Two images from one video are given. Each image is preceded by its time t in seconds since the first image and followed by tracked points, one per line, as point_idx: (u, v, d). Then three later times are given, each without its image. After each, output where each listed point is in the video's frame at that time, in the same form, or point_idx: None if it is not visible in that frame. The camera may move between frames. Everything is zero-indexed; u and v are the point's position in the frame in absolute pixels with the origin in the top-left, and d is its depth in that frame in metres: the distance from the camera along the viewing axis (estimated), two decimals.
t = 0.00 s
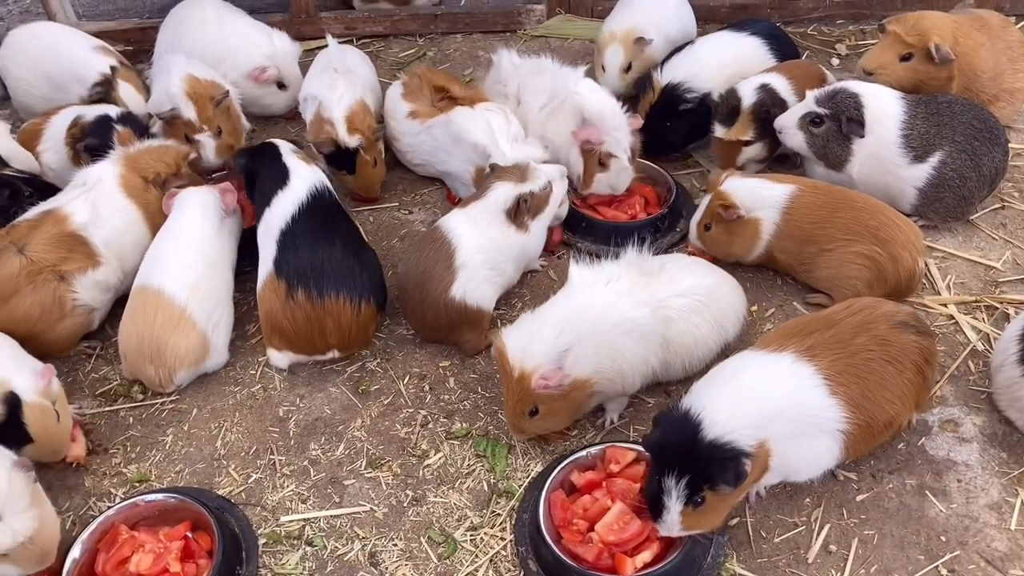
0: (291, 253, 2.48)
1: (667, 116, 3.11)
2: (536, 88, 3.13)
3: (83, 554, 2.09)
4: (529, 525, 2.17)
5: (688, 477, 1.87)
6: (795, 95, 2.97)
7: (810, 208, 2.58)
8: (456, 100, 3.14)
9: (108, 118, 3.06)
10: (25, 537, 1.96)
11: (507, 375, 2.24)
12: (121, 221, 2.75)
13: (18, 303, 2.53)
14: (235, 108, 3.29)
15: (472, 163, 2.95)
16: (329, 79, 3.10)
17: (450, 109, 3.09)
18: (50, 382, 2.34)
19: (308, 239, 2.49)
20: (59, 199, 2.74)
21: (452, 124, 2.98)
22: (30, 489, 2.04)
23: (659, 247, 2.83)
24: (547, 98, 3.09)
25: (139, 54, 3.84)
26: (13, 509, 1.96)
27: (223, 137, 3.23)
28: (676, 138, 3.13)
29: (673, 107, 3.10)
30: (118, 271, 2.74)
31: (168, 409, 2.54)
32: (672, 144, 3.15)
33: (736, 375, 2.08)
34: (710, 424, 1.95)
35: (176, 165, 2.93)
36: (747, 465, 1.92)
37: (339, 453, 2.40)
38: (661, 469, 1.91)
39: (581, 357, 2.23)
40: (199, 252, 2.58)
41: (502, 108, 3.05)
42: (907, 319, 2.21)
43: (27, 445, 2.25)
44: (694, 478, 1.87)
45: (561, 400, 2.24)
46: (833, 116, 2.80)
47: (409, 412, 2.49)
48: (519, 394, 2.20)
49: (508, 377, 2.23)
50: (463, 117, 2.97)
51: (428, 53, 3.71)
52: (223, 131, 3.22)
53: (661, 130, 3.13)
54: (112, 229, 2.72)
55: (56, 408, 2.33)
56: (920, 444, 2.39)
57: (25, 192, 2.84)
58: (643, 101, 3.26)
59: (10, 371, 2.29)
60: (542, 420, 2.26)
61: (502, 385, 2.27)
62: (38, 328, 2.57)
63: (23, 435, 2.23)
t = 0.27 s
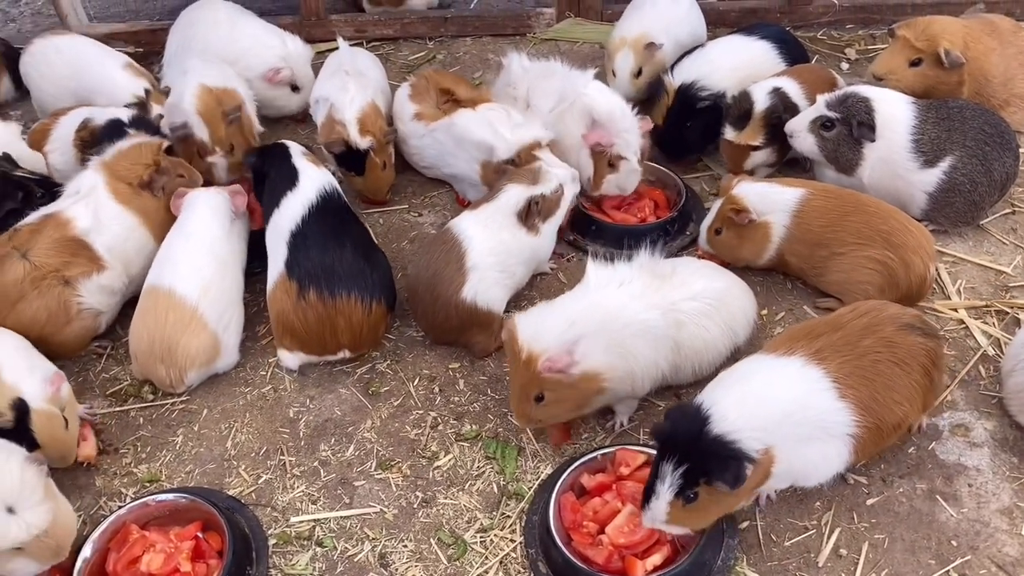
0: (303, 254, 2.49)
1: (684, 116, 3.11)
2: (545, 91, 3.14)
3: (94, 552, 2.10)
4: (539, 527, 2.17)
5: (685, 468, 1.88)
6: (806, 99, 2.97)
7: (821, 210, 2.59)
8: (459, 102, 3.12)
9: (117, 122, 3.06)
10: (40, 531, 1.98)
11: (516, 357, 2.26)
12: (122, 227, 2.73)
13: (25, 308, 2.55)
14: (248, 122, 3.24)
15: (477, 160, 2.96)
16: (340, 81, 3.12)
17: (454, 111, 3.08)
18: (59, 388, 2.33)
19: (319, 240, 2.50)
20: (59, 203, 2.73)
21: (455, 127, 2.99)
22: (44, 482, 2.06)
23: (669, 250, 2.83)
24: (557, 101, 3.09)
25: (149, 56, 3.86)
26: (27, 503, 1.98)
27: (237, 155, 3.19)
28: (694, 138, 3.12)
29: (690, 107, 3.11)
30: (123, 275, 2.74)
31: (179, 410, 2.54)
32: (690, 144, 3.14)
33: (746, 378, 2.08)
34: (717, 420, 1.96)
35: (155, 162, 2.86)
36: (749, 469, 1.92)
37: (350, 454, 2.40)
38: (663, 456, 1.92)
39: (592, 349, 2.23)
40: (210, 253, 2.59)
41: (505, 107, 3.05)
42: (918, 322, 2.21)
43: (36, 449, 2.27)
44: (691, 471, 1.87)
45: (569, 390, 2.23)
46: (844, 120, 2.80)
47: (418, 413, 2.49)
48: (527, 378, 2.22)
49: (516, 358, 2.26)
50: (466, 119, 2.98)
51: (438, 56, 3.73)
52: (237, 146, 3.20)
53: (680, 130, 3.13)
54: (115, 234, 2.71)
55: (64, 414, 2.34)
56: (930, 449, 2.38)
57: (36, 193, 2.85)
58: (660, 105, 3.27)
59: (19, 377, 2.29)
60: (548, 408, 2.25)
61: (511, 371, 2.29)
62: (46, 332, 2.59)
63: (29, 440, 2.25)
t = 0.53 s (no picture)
0: (317, 254, 2.50)
1: (698, 120, 3.11)
2: (557, 93, 3.14)
3: (108, 551, 2.10)
4: (552, 529, 2.17)
5: (693, 476, 1.88)
6: (820, 103, 2.98)
7: (836, 211, 2.58)
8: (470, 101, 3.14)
9: (130, 126, 3.07)
10: (56, 531, 2.01)
11: (532, 359, 2.26)
12: (130, 230, 2.73)
13: (34, 311, 2.56)
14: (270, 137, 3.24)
15: (485, 156, 2.97)
16: (353, 83, 3.12)
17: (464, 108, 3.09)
18: (67, 387, 2.33)
19: (332, 242, 2.51)
20: (67, 205, 2.73)
21: (463, 126, 3.01)
22: (61, 484, 2.09)
23: (683, 253, 2.83)
24: (569, 103, 3.09)
25: (162, 57, 3.87)
26: (45, 503, 2.01)
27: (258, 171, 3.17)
28: (707, 141, 3.11)
29: (705, 110, 3.10)
30: (133, 278, 2.74)
31: (192, 409, 2.55)
32: (705, 147, 3.13)
33: (757, 384, 2.08)
34: (727, 430, 1.96)
35: (156, 166, 2.82)
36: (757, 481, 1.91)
37: (362, 455, 2.41)
38: (672, 463, 1.92)
39: (608, 351, 2.24)
40: (224, 253, 2.60)
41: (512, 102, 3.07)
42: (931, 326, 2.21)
43: (52, 448, 2.28)
44: (699, 479, 1.87)
45: (586, 392, 2.23)
46: (858, 124, 2.80)
47: (431, 415, 2.49)
48: (545, 379, 2.22)
49: (533, 360, 2.25)
50: (475, 117, 3.00)
51: (450, 58, 3.74)
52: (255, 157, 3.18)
53: (693, 134, 3.12)
54: (124, 236, 2.71)
55: (76, 411, 2.34)
56: (944, 453, 2.37)
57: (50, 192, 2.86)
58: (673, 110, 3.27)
59: (27, 381, 2.29)
60: (565, 410, 2.25)
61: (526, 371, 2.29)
62: (56, 334, 2.60)
63: (47, 439, 2.26)
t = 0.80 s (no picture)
0: (333, 253, 2.50)
1: (716, 126, 3.11)
2: (570, 93, 3.14)
3: (123, 548, 2.11)
4: (566, 530, 2.17)
5: (704, 477, 1.87)
6: (835, 106, 2.97)
7: (853, 215, 2.58)
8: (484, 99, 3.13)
9: (147, 129, 3.09)
10: (68, 537, 2.01)
11: (574, 356, 2.20)
12: (145, 230, 2.73)
13: (50, 309, 2.57)
14: (282, 139, 3.21)
15: (499, 155, 2.98)
16: (369, 84, 3.13)
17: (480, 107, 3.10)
18: (85, 386, 2.37)
19: (348, 240, 2.52)
20: (83, 204, 2.74)
21: (478, 124, 3.01)
22: (78, 489, 2.10)
23: (698, 255, 2.83)
24: (583, 104, 3.08)
25: (177, 57, 3.89)
26: (60, 508, 2.02)
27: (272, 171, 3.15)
28: (725, 146, 3.12)
29: (722, 116, 3.10)
30: (148, 276, 2.75)
31: (207, 408, 2.56)
32: (722, 152, 3.14)
33: (772, 389, 2.08)
34: (740, 436, 1.95)
35: (173, 167, 2.84)
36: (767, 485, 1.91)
37: (376, 455, 2.41)
38: (683, 463, 1.92)
39: (646, 338, 2.21)
40: (240, 252, 2.61)
41: (527, 102, 3.07)
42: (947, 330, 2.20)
43: (68, 448, 2.28)
44: (709, 481, 1.87)
45: (632, 377, 2.19)
46: (874, 127, 2.80)
47: (445, 415, 2.50)
48: (593, 365, 2.17)
49: (574, 354, 2.20)
50: (488, 114, 3.00)
51: (465, 60, 3.75)
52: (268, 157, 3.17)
53: (710, 139, 3.12)
54: (139, 235, 2.72)
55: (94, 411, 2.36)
56: (959, 458, 2.37)
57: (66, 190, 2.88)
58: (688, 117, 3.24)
59: (48, 377, 2.32)
60: (616, 398, 2.20)
61: (567, 370, 2.23)
62: (72, 332, 2.61)
63: (63, 437, 2.27)
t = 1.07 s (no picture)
0: (349, 249, 2.51)
1: (732, 127, 3.12)
2: (584, 92, 3.13)
3: (140, 544, 2.11)
4: (581, 531, 2.17)
5: (728, 467, 1.88)
6: (853, 108, 2.97)
7: (874, 218, 2.58)
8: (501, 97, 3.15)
9: (167, 129, 3.11)
10: (70, 549, 1.99)
11: (618, 364, 2.16)
12: (163, 228, 2.74)
13: (68, 305, 2.59)
14: (298, 138, 3.19)
15: (513, 153, 2.98)
16: (386, 84, 3.14)
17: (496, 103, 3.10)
18: (105, 384, 2.38)
19: (365, 237, 2.53)
20: (102, 202, 2.75)
21: (493, 120, 3.01)
22: (88, 500, 2.08)
23: (715, 256, 2.83)
24: (597, 104, 3.08)
25: (194, 56, 3.91)
26: (68, 518, 2.00)
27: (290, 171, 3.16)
28: (742, 148, 3.13)
29: (739, 117, 3.11)
30: (165, 274, 2.76)
31: (223, 405, 2.57)
32: (740, 155, 3.15)
33: (796, 386, 2.09)
34: (766, 428, 1.97)
35: (192, 166, 2.86)
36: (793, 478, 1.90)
37: (392, 453, 2.41)
38: (708, 454, 1.93)
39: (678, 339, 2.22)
40: (257, 249, 2.62)
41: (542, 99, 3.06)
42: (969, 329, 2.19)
43: (88, 445, 2.31)
44: (734, 471, 1.87)
45: (675, 374, 2.20)
46: (892, 130, 2.79)
47: (460, 414, 2.50)
48: (639, 370, 2.15)
49: (617, 360, 2.15)
50: (504, 110, 3.01)
51: (481, 60, 3.76)
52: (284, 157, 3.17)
53: (728, 142, 3.14)
54: (157, 233, 2.73)
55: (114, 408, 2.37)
56: (978, 462, 2.35)
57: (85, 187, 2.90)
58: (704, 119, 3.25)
59: (68, 375, 2.34)
60: (663, 400, 2.20)
61: (610, 379, 2.19)
62: (89, 328, 2.62)
63: (85, 434, 2.29)
